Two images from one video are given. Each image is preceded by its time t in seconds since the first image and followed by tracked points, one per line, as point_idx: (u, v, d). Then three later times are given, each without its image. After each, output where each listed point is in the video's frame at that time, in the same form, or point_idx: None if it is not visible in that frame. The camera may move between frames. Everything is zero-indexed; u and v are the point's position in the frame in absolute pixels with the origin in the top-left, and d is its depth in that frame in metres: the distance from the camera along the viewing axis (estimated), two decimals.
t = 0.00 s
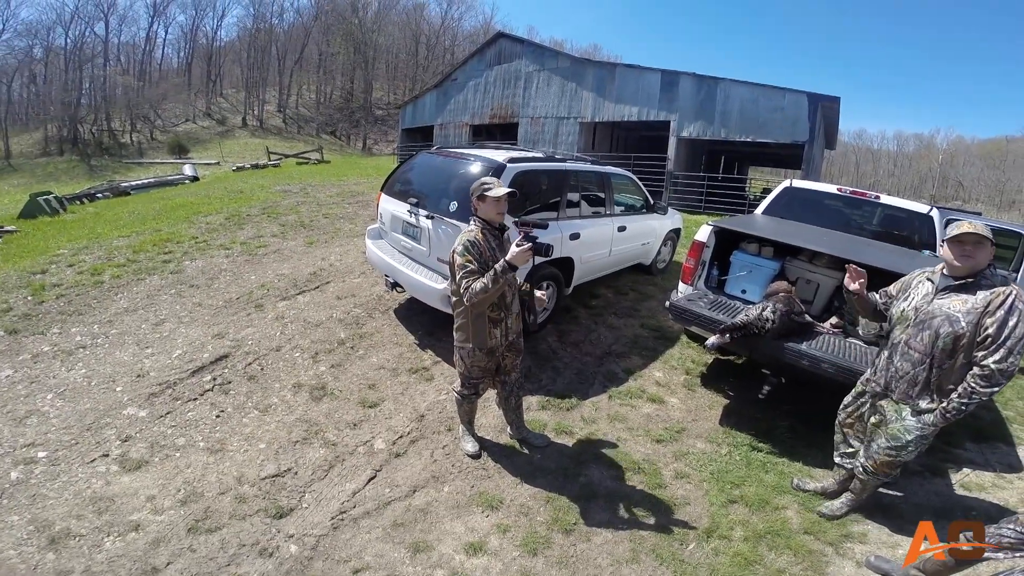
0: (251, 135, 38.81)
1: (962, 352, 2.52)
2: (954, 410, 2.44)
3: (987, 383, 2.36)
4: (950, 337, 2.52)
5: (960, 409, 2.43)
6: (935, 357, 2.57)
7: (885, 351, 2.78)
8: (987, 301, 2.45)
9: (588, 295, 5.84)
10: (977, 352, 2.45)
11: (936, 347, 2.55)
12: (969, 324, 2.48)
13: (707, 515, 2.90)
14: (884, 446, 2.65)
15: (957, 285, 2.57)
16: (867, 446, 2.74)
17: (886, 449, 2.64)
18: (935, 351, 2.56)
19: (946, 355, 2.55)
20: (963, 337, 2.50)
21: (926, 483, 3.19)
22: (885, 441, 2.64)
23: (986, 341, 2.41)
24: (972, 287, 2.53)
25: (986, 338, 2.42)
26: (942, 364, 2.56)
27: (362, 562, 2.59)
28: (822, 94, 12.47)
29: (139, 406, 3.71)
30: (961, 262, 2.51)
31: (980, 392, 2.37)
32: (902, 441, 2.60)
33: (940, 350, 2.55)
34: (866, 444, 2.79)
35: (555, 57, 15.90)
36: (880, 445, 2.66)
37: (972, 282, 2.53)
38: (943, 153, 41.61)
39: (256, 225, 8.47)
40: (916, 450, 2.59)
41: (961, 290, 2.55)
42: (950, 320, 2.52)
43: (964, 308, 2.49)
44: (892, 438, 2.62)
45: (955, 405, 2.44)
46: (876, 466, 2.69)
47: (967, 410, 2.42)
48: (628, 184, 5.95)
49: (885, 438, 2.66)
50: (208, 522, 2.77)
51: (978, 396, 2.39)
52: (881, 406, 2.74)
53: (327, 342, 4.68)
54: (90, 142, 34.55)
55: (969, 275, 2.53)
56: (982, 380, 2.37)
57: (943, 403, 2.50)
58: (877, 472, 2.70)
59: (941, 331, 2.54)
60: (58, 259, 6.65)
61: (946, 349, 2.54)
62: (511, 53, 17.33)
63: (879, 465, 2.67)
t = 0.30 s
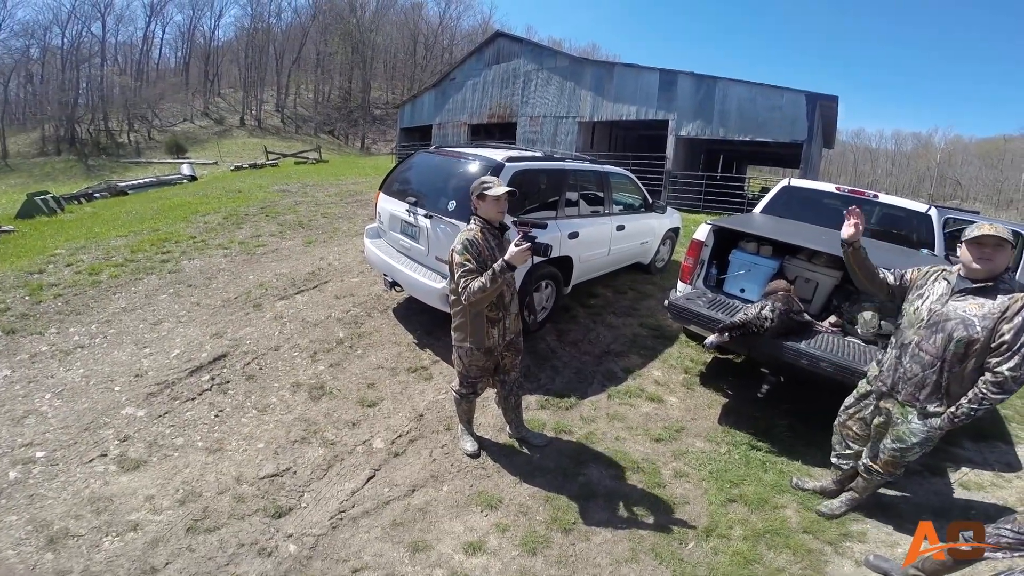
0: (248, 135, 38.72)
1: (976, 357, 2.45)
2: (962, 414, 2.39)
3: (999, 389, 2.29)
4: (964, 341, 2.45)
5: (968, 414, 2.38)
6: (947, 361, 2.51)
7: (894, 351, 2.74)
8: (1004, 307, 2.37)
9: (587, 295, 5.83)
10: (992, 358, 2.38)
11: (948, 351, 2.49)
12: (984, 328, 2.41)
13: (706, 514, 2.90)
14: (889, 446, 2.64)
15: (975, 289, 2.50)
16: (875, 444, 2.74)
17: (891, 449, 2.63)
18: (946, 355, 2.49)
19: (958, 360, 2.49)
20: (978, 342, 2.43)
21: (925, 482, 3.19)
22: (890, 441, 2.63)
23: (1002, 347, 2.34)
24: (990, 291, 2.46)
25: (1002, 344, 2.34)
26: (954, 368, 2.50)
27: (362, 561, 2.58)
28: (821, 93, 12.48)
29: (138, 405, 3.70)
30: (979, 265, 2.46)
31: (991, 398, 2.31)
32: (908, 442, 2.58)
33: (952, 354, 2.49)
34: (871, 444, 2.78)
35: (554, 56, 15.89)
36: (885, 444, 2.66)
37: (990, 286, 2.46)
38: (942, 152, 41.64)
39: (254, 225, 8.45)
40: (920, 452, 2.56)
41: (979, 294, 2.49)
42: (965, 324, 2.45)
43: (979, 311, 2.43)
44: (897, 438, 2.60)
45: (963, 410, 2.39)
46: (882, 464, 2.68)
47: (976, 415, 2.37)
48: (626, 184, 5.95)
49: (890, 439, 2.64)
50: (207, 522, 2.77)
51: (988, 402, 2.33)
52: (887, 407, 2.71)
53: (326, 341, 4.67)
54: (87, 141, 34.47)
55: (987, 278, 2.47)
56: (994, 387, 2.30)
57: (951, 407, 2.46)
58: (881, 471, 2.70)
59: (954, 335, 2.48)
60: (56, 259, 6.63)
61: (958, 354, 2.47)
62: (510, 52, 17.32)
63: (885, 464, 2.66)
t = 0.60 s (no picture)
0: (252, 133, 38.79)
1: (990, 370, 2.42)
2: (972, 424, 2.38)
3: (1013, 402, 2.27)
4: (980, 354, 2.42)
5: (978, 425, 2.37)
6: (960, 372, 2.47)
7: (904, 360, 2.68)
8: None
9: (589, 295, 5.83)
10: (1009, 371, 2.35)
11: (962, 362, 2.46)
12: (1004, 342, 2.37)
13: (706, 515, 2.89)
14: (894, 450, 2.64)
15: (993, 302, 2.44)
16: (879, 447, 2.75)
17: (896, 454, 2.63)
18: (961, 367, 2.46)
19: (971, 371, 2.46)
20: (995, 355, 2.40)
21: (925, 486, 3.18)
22: (896, 445, 2.63)
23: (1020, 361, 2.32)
24: (1008, 305, 2.40)
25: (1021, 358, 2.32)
26: (966, 380, 2.47)
27: (360, 560, 2.58)
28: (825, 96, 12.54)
29: (138, 401, 3.71)
30: (1003, 279, 2.38)
31: (1003, 410, 2.30)
32: (913, 448, 2.58)
33: (967, 366, 2.46)
34: (876, 448, 2.77)
35: (558, 56, 15.88)
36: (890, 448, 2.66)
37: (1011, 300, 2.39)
38: (946, 155, 41.50)
39: (257, 222, 8.47)
40: (925, 457, 2.58)
41: (1000, 307, 2.42)
42: (984, 336, 2.41)
43: (999, 325, 2.38)
44: (903, 443, 2.60)
45: (973, 421, 2.38)
46: (885, 468, 2.69)
47: (986, 426, 2.36)
48: (630, 185, 5.94)
49: (896, 444, 2.64)
50: (206, 519, 2.77)
51: (999, 414, 2.32)
52: (893, 415, 2.67)
53: (327, 339, 4.68)
54: (92, 137, 34.58)
55: (1009, 291, 2.39)
56: (1009, 400, 2.28)
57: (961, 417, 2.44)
58: (884, 475, 2.71)
59: (971, 347, 2.44)
60: (59, 254, 6.66)
61: (973, 365, 2.44)
62: (514, 51, 17.31)
63: (888, 468, 2.67)
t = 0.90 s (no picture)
0: (252, 134, 38.81)
1: (992, 374, 2.42)
2: (974, 427, 2.38)
3: (1015, 407, 2.27)
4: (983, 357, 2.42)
5: (980, 428, 2.36)
6: (963, 376, 2.47)
7: (908, 363, 2.69)
8: None
9: (589, 296, 5.83)
10: (1011, 375, 2.35)
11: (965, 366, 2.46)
12: (1005, 346, 2.37)
13: (706, 516, 2.89)
14: (895, 451, 2.64)
15: (996, 305, 2.44)
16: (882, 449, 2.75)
17: (898, 455, 2.62)
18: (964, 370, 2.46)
19: (973, 375, 2.46)
20: (997, 359, 2.39)
21: (925, 486, 3.18)
22: (897, 446, 2.63)
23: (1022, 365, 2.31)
24: (1011, 309, 2.41)
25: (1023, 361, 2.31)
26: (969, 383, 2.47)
27: (361, 561, 2.59)
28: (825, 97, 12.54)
29: (139, 403, 3.72)
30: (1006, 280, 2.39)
31: (1006, 414, 2.29)
32: (915, 449, 2.58)
33: (969, 369, 2.45)
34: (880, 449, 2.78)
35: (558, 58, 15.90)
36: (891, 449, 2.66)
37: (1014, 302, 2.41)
38: (946, 156, 41.51)
39: (257, 223, 8.48)
40: (926, 459, 2.58)
41: (1002, 310, 2.43)
42: (985, 340, 2.41)
43: (1001, 328, 2.38)
44: (905, 444, 2.61)
45: (976, 424, 2.37)
46: (887, 469, 2.68)
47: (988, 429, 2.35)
48: (629, 186, 5.95)
49: (898, 445, 2.64)
50: (207, 520, 2.78)
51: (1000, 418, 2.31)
52: (897, 416, 2.69)
53: (327, 341, 4.69)
54: (93, 139, 34.63)
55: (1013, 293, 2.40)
56: (1010, 404, 2.28)
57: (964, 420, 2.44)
58: (886, 476, 2.70)
59: (973, 350, 2.44)
60: (60, 256, 6.67)
61: (975, 369, 2.44)
62: (514, 53, 17.33)
63: (890, 469, 2.67)
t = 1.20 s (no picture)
0: (251, 137, 38.82)
1: (993, 364, 2.41)
2: (975, 419, 2.36)
3: (1016, 398, 2.25)
4: (983, 348, 2.41)
5: (981, 420, 2.35)
6: (963, 367, 2.46)
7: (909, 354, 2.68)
8: None
9: (590, 294, 5.83)
10: (1011, 366, 2.34)
11: (965, 357, 2.45)
12: (1007, 337, 2.37)
13: (712, 513, 2.89)
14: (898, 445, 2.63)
15: (997, 295, 2.45)
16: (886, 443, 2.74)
17: (901, 450, 2.61)
18: (964, 361, 2.45)
19: (974, 366, 2.45)
20: (998, 350, 2.39)
21: (932, 480, 3.17)
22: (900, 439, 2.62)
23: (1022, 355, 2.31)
24: (1011, 298, 2.41)
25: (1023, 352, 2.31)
26: (970, 374, 2.46)
27: (367, 561, 2.59)
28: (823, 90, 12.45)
29: (144, 407, 3.72)
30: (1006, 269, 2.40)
31: (1006, 405, 2.28)
32: (917, 442, 2.57)
33: (970, 360, 2.44)
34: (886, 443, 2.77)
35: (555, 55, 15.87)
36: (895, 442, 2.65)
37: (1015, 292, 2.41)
38: (946, 147, 41.37)
39: (258, 226, 8.49)
40: (928, 453, 2.56)
41: (1004, 300, 2.43)
42: (986, 330, 2.41)
43: (1001, 319, 2.38)
44: (907, 437, 2.60)
45: (977, 415, 2.36)
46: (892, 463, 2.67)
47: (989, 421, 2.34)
48: (629, 182, 5.94)
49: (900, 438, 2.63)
50: (214, 523, 2.78)
51: (1001, 409, 2.30)
52: (900, 409, 2.67)
53: (330, 342, 4.69)
54: (91, 144, 34.67)
55: (1013, 283, 2.40)
56: (1012, 395, 2.26)
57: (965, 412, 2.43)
58: (890, 471, 2.69)
59: (973, 341, 2.43)
60: (62, 262, 6.68)
61: (976, 360, 2.43)
62: (511, 51, 17.29)
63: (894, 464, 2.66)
